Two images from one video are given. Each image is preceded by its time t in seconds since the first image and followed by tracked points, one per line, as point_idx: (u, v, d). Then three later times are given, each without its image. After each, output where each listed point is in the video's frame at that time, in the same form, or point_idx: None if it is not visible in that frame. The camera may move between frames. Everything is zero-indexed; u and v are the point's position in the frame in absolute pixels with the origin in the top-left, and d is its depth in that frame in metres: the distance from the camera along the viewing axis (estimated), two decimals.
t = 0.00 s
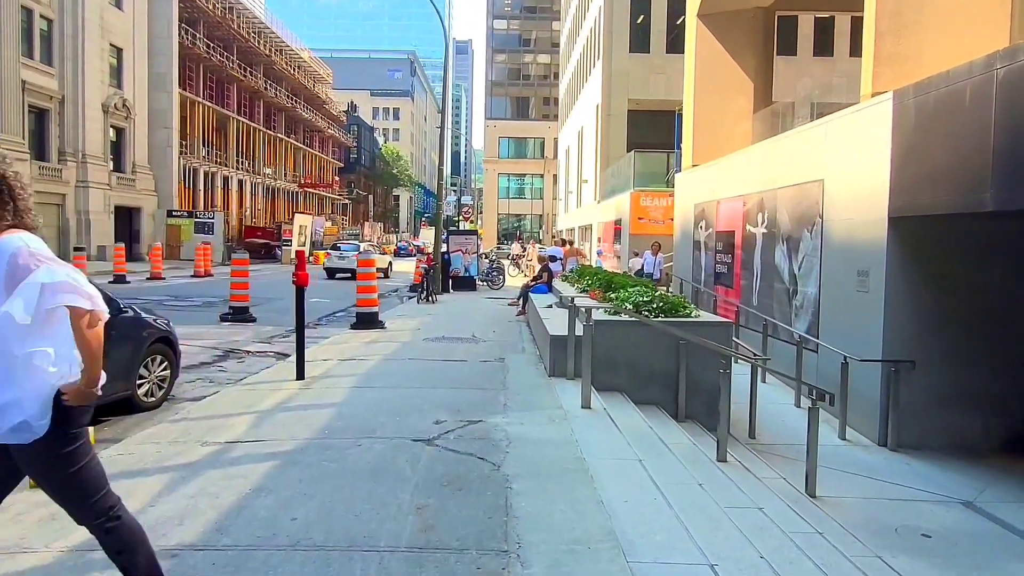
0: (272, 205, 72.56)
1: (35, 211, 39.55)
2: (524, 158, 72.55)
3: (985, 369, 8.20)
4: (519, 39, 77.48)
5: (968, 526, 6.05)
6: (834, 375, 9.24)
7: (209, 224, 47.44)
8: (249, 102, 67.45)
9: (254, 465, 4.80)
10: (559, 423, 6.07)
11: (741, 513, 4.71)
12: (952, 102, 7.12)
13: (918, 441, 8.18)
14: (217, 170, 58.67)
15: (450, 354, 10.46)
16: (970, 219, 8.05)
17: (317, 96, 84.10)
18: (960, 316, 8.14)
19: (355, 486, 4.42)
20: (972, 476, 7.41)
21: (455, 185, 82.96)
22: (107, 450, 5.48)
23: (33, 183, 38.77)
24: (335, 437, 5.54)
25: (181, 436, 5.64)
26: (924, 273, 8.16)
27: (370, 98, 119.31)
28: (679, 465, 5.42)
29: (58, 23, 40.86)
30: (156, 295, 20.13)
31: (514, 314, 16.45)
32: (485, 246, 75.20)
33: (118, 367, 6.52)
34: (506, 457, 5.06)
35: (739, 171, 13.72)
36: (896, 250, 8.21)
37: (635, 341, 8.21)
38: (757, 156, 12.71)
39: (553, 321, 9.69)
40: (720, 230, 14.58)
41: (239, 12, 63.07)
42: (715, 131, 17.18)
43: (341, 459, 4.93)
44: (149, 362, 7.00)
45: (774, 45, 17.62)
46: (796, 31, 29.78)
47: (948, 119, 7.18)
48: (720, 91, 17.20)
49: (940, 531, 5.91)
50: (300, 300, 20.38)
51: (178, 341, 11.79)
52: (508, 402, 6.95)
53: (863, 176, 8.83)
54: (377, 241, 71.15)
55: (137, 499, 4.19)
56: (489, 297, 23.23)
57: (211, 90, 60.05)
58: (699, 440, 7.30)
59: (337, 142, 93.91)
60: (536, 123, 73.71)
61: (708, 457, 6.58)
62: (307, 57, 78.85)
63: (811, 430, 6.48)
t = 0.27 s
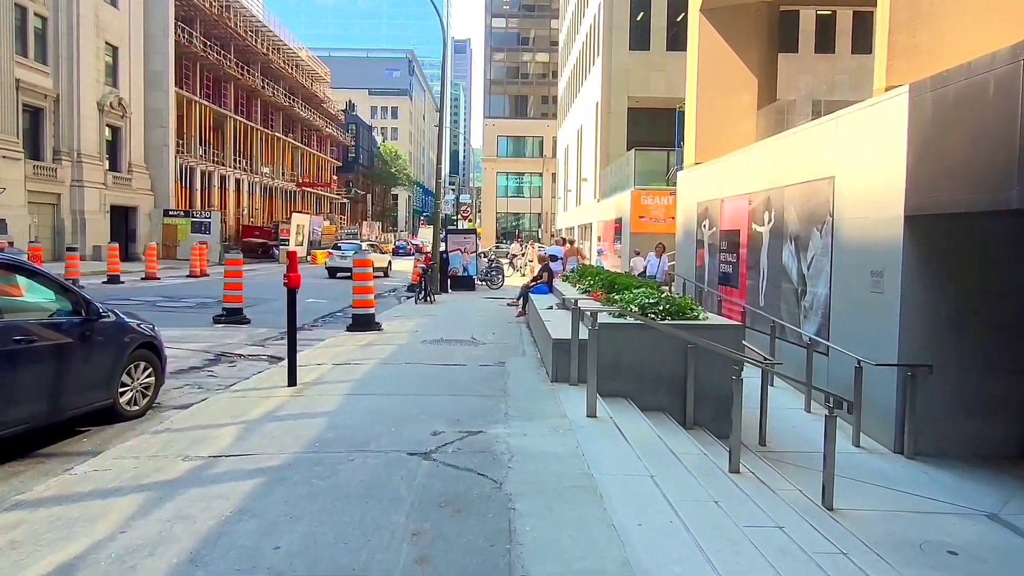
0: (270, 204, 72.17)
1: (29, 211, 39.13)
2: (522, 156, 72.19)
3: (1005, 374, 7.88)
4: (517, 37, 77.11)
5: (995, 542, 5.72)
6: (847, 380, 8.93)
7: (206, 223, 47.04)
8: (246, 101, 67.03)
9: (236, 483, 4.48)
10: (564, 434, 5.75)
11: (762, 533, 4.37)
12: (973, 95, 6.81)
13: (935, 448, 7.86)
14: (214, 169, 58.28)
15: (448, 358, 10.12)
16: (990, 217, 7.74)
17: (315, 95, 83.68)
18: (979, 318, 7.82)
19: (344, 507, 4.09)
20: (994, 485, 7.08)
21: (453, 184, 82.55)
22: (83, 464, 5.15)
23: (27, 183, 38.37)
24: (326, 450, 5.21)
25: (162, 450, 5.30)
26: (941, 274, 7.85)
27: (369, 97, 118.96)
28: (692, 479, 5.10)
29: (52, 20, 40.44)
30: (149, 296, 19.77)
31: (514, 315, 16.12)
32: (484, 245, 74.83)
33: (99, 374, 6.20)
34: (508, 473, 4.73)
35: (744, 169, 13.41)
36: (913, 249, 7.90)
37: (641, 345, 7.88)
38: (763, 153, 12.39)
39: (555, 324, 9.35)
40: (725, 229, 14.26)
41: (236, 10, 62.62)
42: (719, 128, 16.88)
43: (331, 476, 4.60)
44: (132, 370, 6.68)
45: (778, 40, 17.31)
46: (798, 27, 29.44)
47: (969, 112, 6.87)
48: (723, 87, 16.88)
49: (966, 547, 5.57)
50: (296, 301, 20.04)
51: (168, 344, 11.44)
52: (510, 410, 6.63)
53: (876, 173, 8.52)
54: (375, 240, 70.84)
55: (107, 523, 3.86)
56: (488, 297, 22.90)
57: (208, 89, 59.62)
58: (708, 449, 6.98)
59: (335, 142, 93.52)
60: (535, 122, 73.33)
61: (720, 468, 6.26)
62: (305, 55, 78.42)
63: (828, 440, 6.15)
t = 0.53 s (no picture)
0: (266, 203, 71.75)
1: (22, 209, 38.69)
2: (520, 155, 71.87)
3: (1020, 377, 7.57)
4: (515, 36, 76.83)
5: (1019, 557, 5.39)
6: (855, 383, 8.61)
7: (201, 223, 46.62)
8: (242, 99, 66.60)
9: (207, 501, 4.13)
10: (561, 444, 5.42)
11: (776, 553, 4.04)
12: (991, 85, 6.49)
13: (948, 454, 7.55)
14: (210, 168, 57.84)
15: (442, 360, 9.77)
16: (1006, 213, 7.42)
17: (313, 94, 83.28)
18: (995, 320, 7.51)
19: (322, 530, 3.73)
20: (1013, 496, 6.75)
21: (451, 183, 82.20)
22: (46, 477, 4.80)
23: (20, 182, 37.94)
24: (307, 462, 4.86)
25: (132, 462, 4.95)
26: (955, 273, 7.53)
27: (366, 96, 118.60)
28: (699, 493, 4.76)
29: (44, 17, 40.00)
30: (139, 295, 19.36)
31: (511, 316, 15.75)
32: (482, 245, 74.48)
33: (68, 381, 5.85)
34: (502, 488, 4.40)
35: (746, 166, 13.09)
36: (925, 247, 7.58)
37: (643, 347, 7.55)
38: (766, 150, 12.08)
39: (553, 325, 9.02)
40: (727, 227, 13.95)
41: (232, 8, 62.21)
42: (721, 124, 16.55)
43: (310, 492, 4.25)
44: (107, 375, 6.33)
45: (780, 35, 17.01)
46: (798, 24, 29.13)
47: (987, 103, 6.54)
48: (725, 83, 16.55)
49: (989, 563, 5.23)
50: (289, 301, 19.65)
51: (153, 346, 11.08)
52: (505, 417, 6.29)
53: (886, 169, 8.20)
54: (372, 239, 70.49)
55: (60, 548, 3.50)
56: (485, 297, 22.55)
57: (204, 87, 59.21)
58: (713, 457, 6.66)
59: (332, 140, 93.10)
60: (533, 121, 73.22)
61: (727, 478, 5.92)
62: (302, 54, 78.02)
63: (840, 449, 5.81)
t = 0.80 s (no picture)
0: (263, 202, 71.32)
1: (15, 208, 38.27)
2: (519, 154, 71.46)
3: None
4: (514, 34, 76.53)
5: None
6: (866, 388, 8.30)
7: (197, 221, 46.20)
8: (239, 97, 66.18)
9: (180, 524, 3.80)
10: (561, 458, 5.09)
11: None
12: (1012, 78, 6.18)
13: (965, 464, 7.24)
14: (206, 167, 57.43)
15: (438, 364, 9.46)
16: None
17: (310, 92, 82.85)
18: (1013, 323, 7.21)
19: (301, 558, 3.41)
20: None
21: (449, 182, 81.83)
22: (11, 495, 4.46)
23: (13, 180, 37.51)
24: (291, 478, 4.54)
25: (103, 477, 4.63)
26: (972, 274, 7.21)
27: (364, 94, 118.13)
28: (711, 512, 4.44)
29: (38, 14, 39.58)
30: (130, 296, 19.01)
31: (509, 317, 15.43)
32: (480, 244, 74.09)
33: (40, 389, 5.52)
34: (499, 508, 4.08)
35: (750, 164, 12.79)
36: (942, 247, 7.26)
37: (646, 352, 7.23)
38: (771, 147, 11.78)
39: (552, 328, 8.71)
40: (730, 227, 13.63)
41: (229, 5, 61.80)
42: (724, 121, 16.24)
43: (293, 513, 3.93)
44: (84, 383, 6.01)
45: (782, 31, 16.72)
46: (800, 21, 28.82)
47: (1008, 96, 6.23)
48: (727, 79, 16.24)
49: None
50: (284, 301, 19.32)
51: (140, 349, 10.74)
52: (502, 427, 5.97)
53: (899, 166, 7.88)
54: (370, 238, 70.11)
55: None
56: (482, 297, 22.22)
57: (200, 85, 58.79)
58: (721, 468, 6.33)
59: (330, 139, 92.68)
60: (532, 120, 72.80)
61: (737, 492, 5.60)
62: (299, 52, 77.60)
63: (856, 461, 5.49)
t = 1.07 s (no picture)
0: (261, 201, 70.91)
1: (9, 207, 37.87)
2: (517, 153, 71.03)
3: None
4: (513, 32, 76.36)
5: None
6: (884, 391, 7.95)
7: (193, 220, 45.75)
8: (236, 95, 65.81)
9: (152, 548, 3.45)
10: (568, 470, 4.73)
11: None
12: None
13: (987, 472, 6.92)
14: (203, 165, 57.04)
15: (436, 366, 9.10)
16: None
17: (309, 91, 82.47)
18: None
19: None
20: None
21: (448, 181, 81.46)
22: None
23: (7, 179, 37.10)
24: (277, 494, 4.18)
25: (74, 492, 4.29)
26: (997, 272, 6.87)
27: (363, 94, 117.77)
28: (733, 530, 4.08)
29: (33, 11, 39.22)
30: (123, 295, 18.66)
31: (509, 317, 15.07)
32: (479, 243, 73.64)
33: (12, 397, 5.17)
34: (503, 529, 3.73)
35: (756, 159, 12.46)
36: (965, 244, 6.93)
37: (655, 354, 6.89)
38: (779, 142, 11.45)
39: (555, 329, 8.36)
40: (736, 224, 13.29)
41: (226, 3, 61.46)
42: (728, 117, 15.88)
43: (278, 537, 3.57)
44: (60, 388, 5.66)
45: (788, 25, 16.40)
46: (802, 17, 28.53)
47: None
48: (732, 73, 15.90)
49: None
50: (280, 301, 18.97)
51: (129, 350, 10.39)
52: (504, 435, 5.61)
53: (920, 159, 7.53)
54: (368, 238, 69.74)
55: None
56: (482, 296, 21.86)
57: (197, 83, 58.43)
58: (736, 477, 5.99)
59: (328, 138, 92.28)
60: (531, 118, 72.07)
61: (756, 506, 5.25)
62: (297, 50, 77.25)
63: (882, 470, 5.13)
